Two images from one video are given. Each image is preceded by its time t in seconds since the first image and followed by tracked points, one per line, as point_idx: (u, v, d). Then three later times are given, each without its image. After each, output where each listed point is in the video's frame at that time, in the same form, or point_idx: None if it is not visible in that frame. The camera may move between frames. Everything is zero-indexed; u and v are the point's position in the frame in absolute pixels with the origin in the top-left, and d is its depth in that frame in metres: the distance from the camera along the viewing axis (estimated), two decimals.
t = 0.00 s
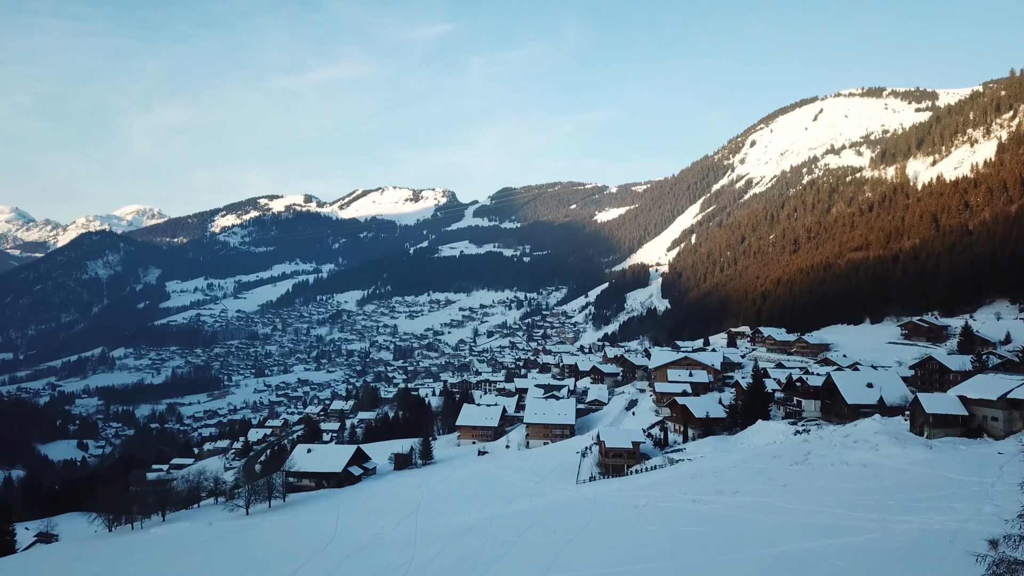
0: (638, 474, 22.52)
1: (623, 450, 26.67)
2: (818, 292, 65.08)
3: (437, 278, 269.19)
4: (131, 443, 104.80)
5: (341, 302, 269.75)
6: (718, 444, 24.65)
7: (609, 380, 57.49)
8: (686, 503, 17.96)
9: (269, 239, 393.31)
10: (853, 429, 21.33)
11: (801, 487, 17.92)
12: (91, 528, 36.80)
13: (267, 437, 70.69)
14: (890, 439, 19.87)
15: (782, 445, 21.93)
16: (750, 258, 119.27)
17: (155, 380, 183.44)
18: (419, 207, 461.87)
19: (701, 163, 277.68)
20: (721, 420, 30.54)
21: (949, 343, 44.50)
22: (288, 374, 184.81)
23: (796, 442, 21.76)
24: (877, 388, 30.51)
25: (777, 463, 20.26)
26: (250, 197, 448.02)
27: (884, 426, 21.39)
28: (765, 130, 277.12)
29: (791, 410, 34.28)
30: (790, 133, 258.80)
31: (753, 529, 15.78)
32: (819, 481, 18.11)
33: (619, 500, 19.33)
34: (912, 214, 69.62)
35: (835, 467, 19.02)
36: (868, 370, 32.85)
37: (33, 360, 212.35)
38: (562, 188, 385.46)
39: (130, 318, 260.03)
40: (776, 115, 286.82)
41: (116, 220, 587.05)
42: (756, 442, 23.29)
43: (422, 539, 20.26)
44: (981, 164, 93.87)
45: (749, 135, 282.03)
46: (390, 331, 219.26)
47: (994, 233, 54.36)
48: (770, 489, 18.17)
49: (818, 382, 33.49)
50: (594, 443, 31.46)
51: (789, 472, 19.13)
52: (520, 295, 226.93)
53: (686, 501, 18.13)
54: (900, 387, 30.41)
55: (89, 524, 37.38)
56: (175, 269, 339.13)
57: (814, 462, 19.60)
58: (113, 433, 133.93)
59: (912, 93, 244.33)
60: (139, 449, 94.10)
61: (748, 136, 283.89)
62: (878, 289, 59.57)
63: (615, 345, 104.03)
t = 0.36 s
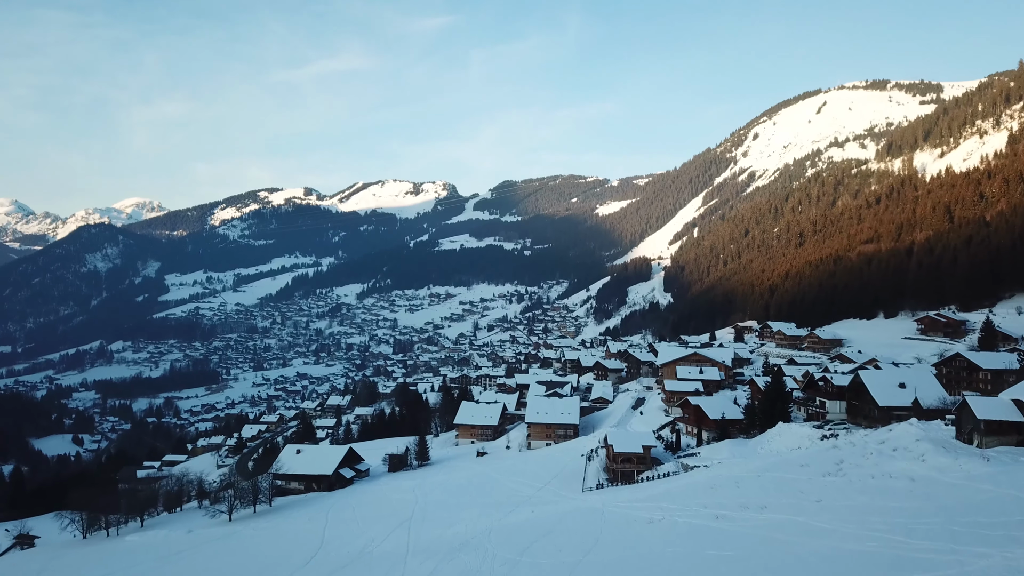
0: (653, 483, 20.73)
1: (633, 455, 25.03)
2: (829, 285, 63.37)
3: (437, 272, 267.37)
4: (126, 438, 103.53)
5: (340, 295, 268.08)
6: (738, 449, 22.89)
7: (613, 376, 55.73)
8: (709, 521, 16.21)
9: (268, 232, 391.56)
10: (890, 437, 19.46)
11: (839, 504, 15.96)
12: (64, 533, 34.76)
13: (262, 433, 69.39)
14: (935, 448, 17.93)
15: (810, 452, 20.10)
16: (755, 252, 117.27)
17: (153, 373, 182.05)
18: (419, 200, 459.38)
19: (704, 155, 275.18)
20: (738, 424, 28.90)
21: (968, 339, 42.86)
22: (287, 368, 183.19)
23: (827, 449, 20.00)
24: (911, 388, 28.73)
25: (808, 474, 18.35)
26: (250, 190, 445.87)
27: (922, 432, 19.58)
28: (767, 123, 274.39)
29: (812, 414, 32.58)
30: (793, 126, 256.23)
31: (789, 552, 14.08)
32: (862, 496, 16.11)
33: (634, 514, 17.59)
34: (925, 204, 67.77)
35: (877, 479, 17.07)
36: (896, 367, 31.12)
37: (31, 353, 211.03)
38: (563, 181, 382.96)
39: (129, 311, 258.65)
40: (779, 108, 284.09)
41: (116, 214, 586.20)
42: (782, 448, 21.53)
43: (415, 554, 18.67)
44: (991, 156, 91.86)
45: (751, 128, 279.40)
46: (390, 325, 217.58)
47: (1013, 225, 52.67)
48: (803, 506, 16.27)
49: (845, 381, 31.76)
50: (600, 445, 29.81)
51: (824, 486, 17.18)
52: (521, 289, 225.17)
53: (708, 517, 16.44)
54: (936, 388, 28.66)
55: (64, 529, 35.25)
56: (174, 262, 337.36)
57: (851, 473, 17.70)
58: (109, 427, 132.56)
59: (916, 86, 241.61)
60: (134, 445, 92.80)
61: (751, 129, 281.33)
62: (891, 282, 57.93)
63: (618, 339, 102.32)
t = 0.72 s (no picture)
0: (672, 497, 18.86)
1: (646, 464, 23.19)
2: (842, 281, 61.50)
3: (437, 267, 265.44)
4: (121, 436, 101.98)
5: (340, 291, 266.41)
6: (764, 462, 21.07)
7: (618, 374, 54.12)
8: (742, 548, 14.34)
9: (268, 226, 389.56)
10: (939, 449, 17.53)
11: (892, 530, 13.99)
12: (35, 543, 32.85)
13: (256, 431, 67.91)
14: (995, 461, 15.92)
15: (848, 466, 18.22)
16: (760, 246, 115.15)
17: (151, 369, 180.40)
18: (419, 195, 456.87)
19: (706, 150, 272.66)
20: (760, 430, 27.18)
21: (991, 337, 41.25)
22: (285, 363, 181.58)
23: (868, 461, 18.21)
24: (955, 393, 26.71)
25: (852, 491, 16.44)
26: (250, 185, 443.67)
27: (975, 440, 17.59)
28: (770, 118, 271.73)
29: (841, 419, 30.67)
30: (796, 121, 253.63)
31: None
32: (919, 519, 14.16)
33: (654, 537, 15.73)
34: (940, 197, 65.70)
35: (932, 499, 15.05)
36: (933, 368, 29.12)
37: (29, 348, 209.47)
38: (565, 176, 380.40)
39: (128, 305, 257.04)
40: (782, 102, 281.30)
41: (116, 209, 584.55)
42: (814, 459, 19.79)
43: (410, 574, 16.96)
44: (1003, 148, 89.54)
45: (754, 122, 276.50)
46: (389, 321, 215.77)
47: None
48: (850, 532, 14.38)
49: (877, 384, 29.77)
50: (607, 452, 28.09)
51: (873, 507, 15.27)
52: (522, 284, 223.32)
53: (740, 543, 14.62)
54: (983, 391, 26.62)
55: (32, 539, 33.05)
56: (173, 256, 335.54)
57: (900, 492, 15.74)
58: (105, 423, 131.07)
59: (922, 80, 238.66)
60: (129, 442, 91.26)
61: (754, 124, 278.72)
62: (908, 277, 55.98)
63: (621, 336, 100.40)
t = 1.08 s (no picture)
0: (695, 526, 17.04)
1: (663, 479, 21.38)
2: (857, 278, 59.53)
3: (437, 265, 263.35)
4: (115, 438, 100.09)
5: (339, 288, 264.44)
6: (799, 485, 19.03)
7: (623, 374, 52.28)
8: None
9: (268, 223, 387.35)
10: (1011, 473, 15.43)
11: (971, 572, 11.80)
12: None
13: (249, 433, 66.18)
14: None
15: (904, 491, 16.15)
16: (765, 243, 112.90)
17: (149, 366, 178.51)
18: (419, 191, 454.08)
19: (708, 147, 270.03)
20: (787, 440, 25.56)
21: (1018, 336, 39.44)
22: (284, 361, 179.60)
23: (921, 483, 16.31)
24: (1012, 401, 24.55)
25: (914, 522, 14.35)
26: (249, 181, 441.29)
27: None
28: (773, 113, 268.70)
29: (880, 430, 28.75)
30: (799, 117, 250.84)
31: None
32: (1003, 556, 12.02)
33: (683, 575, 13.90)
34: (954, 191, 63.77)
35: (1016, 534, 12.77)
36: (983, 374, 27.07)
37: (26, 345, 207.53)
38: (566, 173, 377.66)
39: (126, 303, 255.12)
40: (785, 98, 278.30)
41: (116, 205, 582.99)
42: (858, 481, 17.84)
43: None
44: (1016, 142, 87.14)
45: (757, 118, 273.78)
46: (389, 318, 213.78)
47: None
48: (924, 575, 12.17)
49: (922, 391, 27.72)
50: (617, 461, 26.44)
51: (944, 543, 13.08)
52: (522, 282, 221.25)
53: None
54: None
55: None
56: (173, 253, 333.69)
57: (973, 522, 13.56)
58: (100, 422, 129.07)
59: (926, 75, 235.85)
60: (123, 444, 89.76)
61: (756, 120, 275.81)
62: (927, 274, 54.02)
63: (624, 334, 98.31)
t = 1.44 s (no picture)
0: (730, 575, 15.21)
1: (689, 505, 19.57)
2: (873, 277, 57.54)
3: (437, 264, 261.35)
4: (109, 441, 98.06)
5: (338, 287, 262.28)
6: (854, 519, 17.66)
7: (629, 376, 50.08)
8: None
9: (267, 222, 385.23)
10: None
11: None
12: None
13: (241, 436, 64.13)
14: None
15: (979, 528, 14.94)
16: (771, 241, 110.69)
17: (146, 366, 176.47)
18: (419, 190, 451.38)
19: (710, 145, 267.65)
20: (821, 456, 24.10)
21: None
22: (282, 361, 177.43)
23: (1001, 517, 15.24)
24: None
25: (1003, 568, 12.97)
26: (249, 180, 439.10)
27: None
28: (776, 112, 266.11)
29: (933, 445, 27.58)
30: (802, 115, 248.36)
31: None
32: None
33: None
34: (971, 185, 61.77)
35: None
36: None
37: (22, 344, 205.44)
38: (566, 172, 375.17)
39: (124, 302, 253.00)
40: (787, 96, 275.79)
41: (116, 203, 582.22)
42: (925, 513, 16.68)
43: None
44: None
45: (759, 116, 271.03)
46: (388, 317, 211.63)
47: None
48: None
49: (980, 403, 26.24)
50: (631, 478, 24.90)
51: None
52: (523, 281, 218.97)
53: None
54: None
55: None
56: (171, 252, 331.56)
57: None
58: (94, 422, 127.00)
59: (931, 73, 232.71)
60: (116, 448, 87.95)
61: (759, 118, 273.28)
62: (948, 272, 52.05)
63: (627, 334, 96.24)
